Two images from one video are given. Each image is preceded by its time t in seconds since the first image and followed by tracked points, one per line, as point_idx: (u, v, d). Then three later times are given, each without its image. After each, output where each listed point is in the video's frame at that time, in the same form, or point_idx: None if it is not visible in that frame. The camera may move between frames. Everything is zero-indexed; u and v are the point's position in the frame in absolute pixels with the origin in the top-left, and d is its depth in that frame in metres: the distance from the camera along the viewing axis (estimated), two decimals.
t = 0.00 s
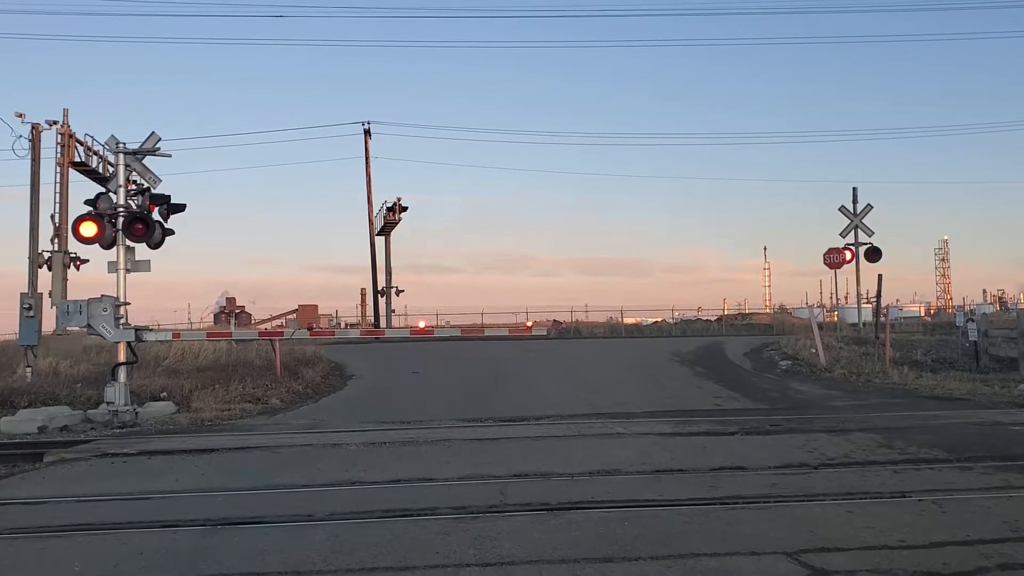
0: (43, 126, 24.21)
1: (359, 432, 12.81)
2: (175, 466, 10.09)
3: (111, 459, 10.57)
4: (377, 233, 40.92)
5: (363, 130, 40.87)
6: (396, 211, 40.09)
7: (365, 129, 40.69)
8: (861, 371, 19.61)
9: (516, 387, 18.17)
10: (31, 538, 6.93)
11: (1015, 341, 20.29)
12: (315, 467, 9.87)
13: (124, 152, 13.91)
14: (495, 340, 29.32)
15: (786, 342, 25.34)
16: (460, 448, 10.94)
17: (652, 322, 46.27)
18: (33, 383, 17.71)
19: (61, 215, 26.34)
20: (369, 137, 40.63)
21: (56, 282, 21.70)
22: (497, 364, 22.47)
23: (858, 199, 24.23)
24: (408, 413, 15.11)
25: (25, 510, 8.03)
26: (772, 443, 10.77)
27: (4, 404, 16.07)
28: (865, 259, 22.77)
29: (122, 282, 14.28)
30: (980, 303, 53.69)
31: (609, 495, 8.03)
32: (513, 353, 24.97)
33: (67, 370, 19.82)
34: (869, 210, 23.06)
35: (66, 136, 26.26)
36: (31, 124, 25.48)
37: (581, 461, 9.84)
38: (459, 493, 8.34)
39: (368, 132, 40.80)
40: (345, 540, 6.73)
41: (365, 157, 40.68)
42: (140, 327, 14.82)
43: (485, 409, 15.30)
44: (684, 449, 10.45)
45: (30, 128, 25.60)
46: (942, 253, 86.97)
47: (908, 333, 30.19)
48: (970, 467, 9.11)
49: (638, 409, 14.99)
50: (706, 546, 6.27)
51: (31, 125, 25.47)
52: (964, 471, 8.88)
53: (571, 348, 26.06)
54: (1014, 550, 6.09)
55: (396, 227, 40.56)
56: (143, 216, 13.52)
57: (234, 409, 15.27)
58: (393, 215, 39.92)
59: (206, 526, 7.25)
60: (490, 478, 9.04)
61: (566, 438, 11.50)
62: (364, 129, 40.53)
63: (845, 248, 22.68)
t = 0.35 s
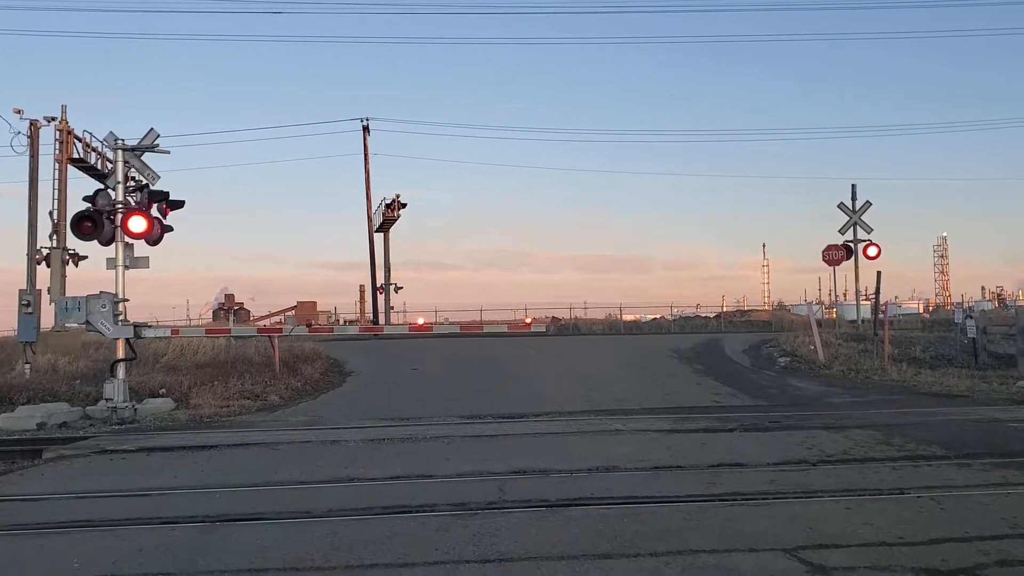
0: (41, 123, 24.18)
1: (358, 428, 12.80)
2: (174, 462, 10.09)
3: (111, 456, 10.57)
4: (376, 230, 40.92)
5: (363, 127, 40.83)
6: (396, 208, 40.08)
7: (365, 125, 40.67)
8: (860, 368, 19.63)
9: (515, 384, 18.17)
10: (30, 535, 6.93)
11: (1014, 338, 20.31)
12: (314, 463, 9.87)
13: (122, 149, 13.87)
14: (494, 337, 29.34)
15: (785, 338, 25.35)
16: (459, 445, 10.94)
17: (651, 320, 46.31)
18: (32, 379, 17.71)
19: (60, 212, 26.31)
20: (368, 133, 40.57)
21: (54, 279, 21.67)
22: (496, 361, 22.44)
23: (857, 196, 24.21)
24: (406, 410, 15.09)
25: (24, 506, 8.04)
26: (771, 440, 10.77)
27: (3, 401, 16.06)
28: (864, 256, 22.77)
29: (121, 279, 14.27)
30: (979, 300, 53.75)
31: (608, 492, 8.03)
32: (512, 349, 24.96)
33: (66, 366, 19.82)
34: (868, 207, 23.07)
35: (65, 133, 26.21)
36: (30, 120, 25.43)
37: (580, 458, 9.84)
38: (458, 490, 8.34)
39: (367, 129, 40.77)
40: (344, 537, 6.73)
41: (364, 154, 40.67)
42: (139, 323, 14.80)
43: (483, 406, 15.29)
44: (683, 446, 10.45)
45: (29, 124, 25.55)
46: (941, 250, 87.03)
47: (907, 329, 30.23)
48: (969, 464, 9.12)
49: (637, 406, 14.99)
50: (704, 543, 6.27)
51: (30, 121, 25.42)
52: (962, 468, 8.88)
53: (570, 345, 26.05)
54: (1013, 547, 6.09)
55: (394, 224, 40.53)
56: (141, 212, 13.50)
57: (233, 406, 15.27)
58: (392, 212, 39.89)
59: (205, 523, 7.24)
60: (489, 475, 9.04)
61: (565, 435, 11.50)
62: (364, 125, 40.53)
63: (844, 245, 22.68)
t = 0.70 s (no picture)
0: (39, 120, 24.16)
1: (356, 426, 12.80)
2: (173, 461, 10.08)
3: (109, 454, 10.56)
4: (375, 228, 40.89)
5: (361, 125, 40.77)
6: (394, 205, 40.04)
7: (364, 123, 40.64)
8: (858, 365, 19.65)
9: (514, 382, 18.15)
10: (29, 533, 6.92)
11: (1012, 336, 20.36)
12: (313, 462, 9.86)
13: (121, 146, 13.85)
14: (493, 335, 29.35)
15: (783, 336, 25.35)
16: (458, 443, 10.93)
17: (650, 318, 46.31)
18: (30, 377, 17.68)
19: (58, 210, 26.26)
20: (367, 131, 40.53)
21: (51, 277, 21.62)
22: (494, 359, 22.42)
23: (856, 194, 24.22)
24: (405, 408, 15.08)
25: (22, 505, 8.02)
26: (770, 438, 10.78)
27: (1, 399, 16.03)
28: (863, 254, 22.78)
29: (120, 277, 14.25)
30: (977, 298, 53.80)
31: (607, 490, 8.04)
32: (510, 347, 24.93)
33: (64, 364, 19.79)
34: (867, 205, 23.08)
35: (63, 131, 26.16)
36: (27, 118, 25.38)
37: (579, 456, 9.84)
38: (457, 488, 8.34)
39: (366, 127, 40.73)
40: (344, 535, 6.73)
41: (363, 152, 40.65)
42: (137, 321, 14.77)
43: (483, 404, 15.27)
44: (682, 444, 10.45)
45: (27, 122, 25.50)
46: (939, 248, 87.07)
47: (904, 327, 30.25)
48: (967, 461, 9.13)
49: (636, 404, 14.98)
50: (704, 540, 6.28)
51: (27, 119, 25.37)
52: (961, 466, 8.90)
53: (569, 343, 26.07)
54: (1012, 544, 6.11)
55: (393, 222, 40.49)
56: (139, 210, 13.48)
57: (232, 404, 15.26)
58: (390, 209, 39.82)
59: (204, 521, 7.24)
60: (488, 473, 9.04)
61: (564, 433, 11.49)
62: (363, 123, 40.50)
63: (843, 242, 22.69)
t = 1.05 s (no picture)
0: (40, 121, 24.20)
1: (357, 427, 12.82)
2: (174, 461, 10.09)
3: (110, 455, 10.58)
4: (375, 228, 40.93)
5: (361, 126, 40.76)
6: (394, 206, 40.06)
7: (364, 123, 40.67)
8: (858, 365, 19.68)
9: (514, 382, 18.15)
10: (32, 534, 6.94)
11: (1012, 335, 20.40)
12: (315, 462, 9.87)
13: (121, 147, 13.86)
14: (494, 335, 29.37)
15: (783, 336, 25.36)
16: (459, 443, 10.93)
17: (650, 318, 46.32)
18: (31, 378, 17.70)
19: (59, 211, 26.29)
20: (366, 131, 40.55)
21: (52, 278, 21.65)
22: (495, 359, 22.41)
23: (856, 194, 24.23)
24: (406, 408, 15.08)
25: (24, 506, 8.03)
26: (771, 437, 10.79)
27: (2, 400, 16.04)
28: (863, 253, 22.79)
29: (120, 278, 14.26)
30: (977, 297, 53.78)
31: (608, 490, 8.05)
32: (510, 347, 24.91)
33: (65, 365, 19.81)
34: (867, 204, 23.09)
35: (63, 132, 26.19)
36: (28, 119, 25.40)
37: (580, 456, 9.84)
38: (458, 488, 8.35)
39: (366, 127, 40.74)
40: (345, 535, 6.74)
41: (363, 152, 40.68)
42: (138, 322, 14.78)
43: (483, 404, 15.26)
44: (683, 444, 10.46)
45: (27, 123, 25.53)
46: (939, 247, 87.05)
47: (904, 326, 30.31)
48: (967, 460, 9.14)
49: (636, 404, 14.99)
50: (704, 540, 6.29)
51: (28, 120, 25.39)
52: (961, 465, 8.91)
53: (569, 343, 26.07)
54: (1012, 543, 6.12)
55: (393, 222, 40.51)
56: (140, 211, 13.50)
57: (232, 405, 15.27)
58: (389, 209, 39.87)
59: (205, 521, 7.25)
60: (488, 473, 9.05)
61: (565, 433, 11.50)
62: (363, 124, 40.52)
63: (843, 242, 22.71)
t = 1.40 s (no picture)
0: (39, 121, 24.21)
1: (356, 426, 12.81)
2: (173, 461, 10.08)
3: (109, 455, 10.56)
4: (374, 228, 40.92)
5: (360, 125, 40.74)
6: (392, 205, 40.02)
7: (363, 123, 40.64)
8: (857, 364, 19.70)
9: (513, 381, 18.16)
10: (30, 533, 6.92)
11: (1011, 334, 20.43)
12: (313, 462, 9.85)
13: (120, 147, 13.85)
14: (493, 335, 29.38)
15: (782, 335, 25.38)
16: (457, 442, 10.93)
17: (649, 317, 46.33)
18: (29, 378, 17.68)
19: (57, 210, 26.26)
20: (365, 130, 40.53)
21: (51, 278, 21.62)
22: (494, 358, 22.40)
23: (854, 192, 24.22)
24: (404, 407, 15.07)
25: (22, 505, 8.02)
26: (769, 436, 10.78)
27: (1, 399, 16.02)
28: (862, 252, 22.80)
29: (119, 277, 14.24)
30: (976, 296, 53.79)
31: (607, 489, 8.05)
32: (509, 347, 24.91)
33: (64, 365, 19.80)
34: (865, 204, 23.09)
35: (62, 131, 26.16)
36: (27, 119, 25.38)
37: (579, 455, 9.84)
38: (456, 487, 8.34)
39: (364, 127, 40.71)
40: (344, 535, 6.73)
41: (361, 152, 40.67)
42: (136, 322, 14.76)
43: (481, 404, 15.26)
44: (682, 443, 10.46)
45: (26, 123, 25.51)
46: (938, 246, 87.07)
47: (903, 325, 30.33)
48: (966, 459, 9.14)
49: (634, 403, 15.00)
50: (703, 539, 6.29)
51: (26, 119, 25.36)
52: (960, 464, 8.91)
53: (568, 342, 26.08)
54: (1010, 542, 6.11)
55: (392, 221, 40.49)
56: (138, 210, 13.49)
57: (231, 404, 15.25)
58: (388, 209, 39.85)
59: (204, 521, 7.24)
60: (487, 472, 9.04)
61: (564, 432, 11.50)
62: (361, 123, 40.50)
63: (842, 241, 22.71)
